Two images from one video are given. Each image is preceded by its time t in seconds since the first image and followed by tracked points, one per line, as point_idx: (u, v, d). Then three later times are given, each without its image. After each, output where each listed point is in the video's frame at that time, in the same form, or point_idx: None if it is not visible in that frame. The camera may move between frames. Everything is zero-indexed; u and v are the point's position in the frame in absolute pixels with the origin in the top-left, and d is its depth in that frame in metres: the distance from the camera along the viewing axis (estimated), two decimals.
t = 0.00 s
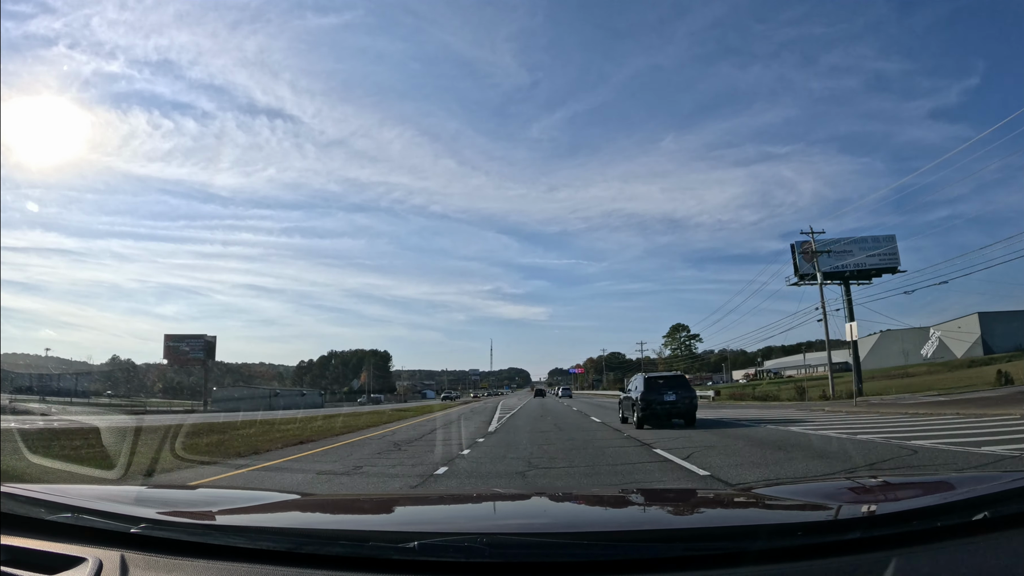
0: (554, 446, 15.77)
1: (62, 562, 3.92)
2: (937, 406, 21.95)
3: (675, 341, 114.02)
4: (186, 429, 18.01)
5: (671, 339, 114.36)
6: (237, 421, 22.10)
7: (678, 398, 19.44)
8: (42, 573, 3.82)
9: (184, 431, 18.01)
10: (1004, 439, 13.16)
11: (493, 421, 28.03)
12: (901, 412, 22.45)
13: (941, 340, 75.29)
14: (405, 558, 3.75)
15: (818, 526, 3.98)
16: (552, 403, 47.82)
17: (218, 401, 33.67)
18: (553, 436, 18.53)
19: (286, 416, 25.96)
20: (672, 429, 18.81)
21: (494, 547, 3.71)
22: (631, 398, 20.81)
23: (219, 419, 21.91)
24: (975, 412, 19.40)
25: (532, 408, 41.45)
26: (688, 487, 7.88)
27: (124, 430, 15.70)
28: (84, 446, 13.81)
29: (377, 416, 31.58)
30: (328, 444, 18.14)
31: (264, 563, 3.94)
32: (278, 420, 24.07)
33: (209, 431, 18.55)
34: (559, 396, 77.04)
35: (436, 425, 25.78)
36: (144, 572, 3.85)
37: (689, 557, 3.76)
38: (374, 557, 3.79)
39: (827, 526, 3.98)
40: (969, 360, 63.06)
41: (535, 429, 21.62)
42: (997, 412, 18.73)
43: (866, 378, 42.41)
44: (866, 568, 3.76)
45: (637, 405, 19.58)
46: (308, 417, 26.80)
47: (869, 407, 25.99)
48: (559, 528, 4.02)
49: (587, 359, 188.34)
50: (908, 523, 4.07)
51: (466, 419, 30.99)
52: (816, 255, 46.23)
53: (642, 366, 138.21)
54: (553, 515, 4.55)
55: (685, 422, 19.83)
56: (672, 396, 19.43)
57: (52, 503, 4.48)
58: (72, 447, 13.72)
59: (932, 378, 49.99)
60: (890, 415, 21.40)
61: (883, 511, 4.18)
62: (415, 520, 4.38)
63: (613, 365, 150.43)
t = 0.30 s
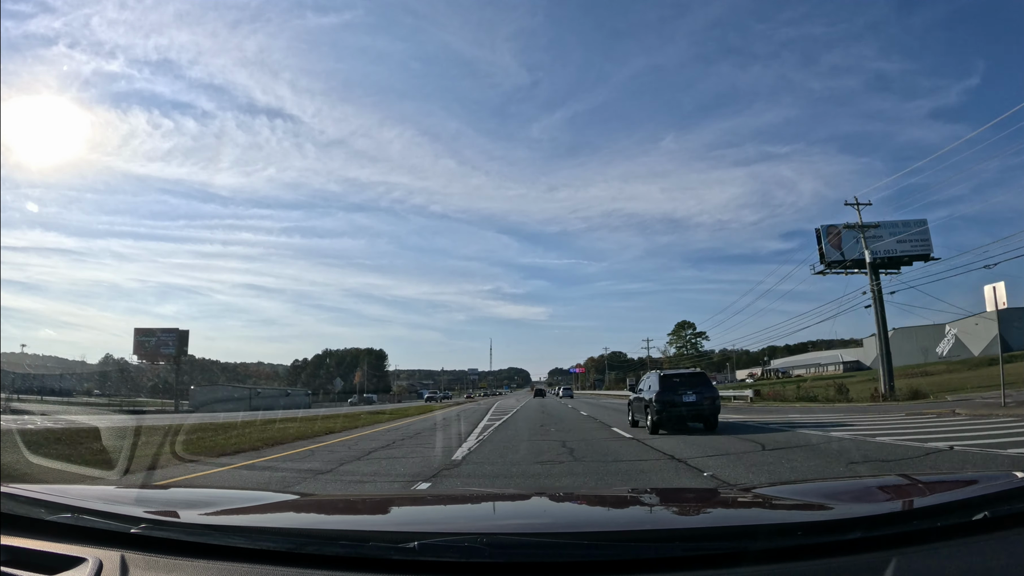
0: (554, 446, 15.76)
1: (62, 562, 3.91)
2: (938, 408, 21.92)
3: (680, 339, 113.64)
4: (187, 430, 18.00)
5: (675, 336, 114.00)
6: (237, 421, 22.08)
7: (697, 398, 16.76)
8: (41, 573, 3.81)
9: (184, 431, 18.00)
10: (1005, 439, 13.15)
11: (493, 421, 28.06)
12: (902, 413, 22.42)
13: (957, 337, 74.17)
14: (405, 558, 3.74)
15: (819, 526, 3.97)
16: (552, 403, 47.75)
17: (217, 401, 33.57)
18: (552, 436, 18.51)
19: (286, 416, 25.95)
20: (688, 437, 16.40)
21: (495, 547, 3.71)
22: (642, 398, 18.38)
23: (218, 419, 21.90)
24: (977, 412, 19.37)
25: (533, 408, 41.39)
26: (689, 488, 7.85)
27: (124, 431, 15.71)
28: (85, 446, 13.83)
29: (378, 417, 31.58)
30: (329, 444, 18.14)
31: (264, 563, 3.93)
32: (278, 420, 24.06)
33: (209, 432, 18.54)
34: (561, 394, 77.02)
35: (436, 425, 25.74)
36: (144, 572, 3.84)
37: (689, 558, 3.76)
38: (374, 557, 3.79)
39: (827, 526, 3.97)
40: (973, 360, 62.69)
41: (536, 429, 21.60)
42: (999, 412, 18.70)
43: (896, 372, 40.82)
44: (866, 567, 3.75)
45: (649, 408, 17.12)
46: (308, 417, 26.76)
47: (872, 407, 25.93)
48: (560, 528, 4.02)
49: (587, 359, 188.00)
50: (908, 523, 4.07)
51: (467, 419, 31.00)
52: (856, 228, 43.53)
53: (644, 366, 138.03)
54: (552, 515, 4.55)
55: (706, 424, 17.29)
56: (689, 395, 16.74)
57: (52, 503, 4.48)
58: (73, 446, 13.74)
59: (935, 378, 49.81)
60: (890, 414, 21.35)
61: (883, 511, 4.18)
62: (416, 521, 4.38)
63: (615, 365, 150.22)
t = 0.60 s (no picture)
0: (554, 446, 15.76)
1: (63, 561, 3.90)
2: (940, 408, 21.87)
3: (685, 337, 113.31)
4: (187, 430, 17.98)
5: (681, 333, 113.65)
6: (236, 421, 22.06)
7: (723, 399, 15.08)
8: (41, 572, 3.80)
9: (185, 432, 17.98)
10: (1004, 440, 13.13)
11: (493, 420, 28.03)
12: (904, 411, 22.38)
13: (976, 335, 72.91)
14: (406, 558, 3.73)
15: (817, 526, 3.97)
16: (552, 404, 47.70)
17: (215, 403, 33.58)
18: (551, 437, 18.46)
19: (285, 416, 25.89)
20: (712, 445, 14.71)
21: (495, 547, 3.70)
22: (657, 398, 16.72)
23: (217, 418, 21.88)
24: (977, 413, 19.33)
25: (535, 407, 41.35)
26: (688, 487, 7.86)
27: (124, 431, 15.73)
28: (84, 445, 13.84)
29: (379, 416, 31.55)
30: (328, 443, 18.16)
31: (264, 563, 3.93)
32: (277, 420, 24.04)
33: (209, 432, 18.56)
34: (564, 394, 76.97)
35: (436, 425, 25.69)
36: (144, 572, 3.83)
37: (689, 557, 3.75)
38: (374, 556, 3.78)
39: (826, 526, 3.97)
40: (978, 359, 62.33)
41: (537, 429, 21.59)
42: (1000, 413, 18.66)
43: (926, 367, 39.35)
44: (866, 567, 3.74)
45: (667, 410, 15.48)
46: (307, 417, 26.69)
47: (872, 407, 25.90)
48: (560, 528, 4.01)
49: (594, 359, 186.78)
50: (907, 523, 4.07)
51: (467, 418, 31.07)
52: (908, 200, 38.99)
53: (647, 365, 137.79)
54: (551, 515, 4.54)
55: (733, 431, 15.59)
56: (715, 396, 15.09)
57: (52, 503, 4.47)
58: (73, 446, 13.74)
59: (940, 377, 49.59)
60: (890, 414, 21.33)
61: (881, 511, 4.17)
62: (418, 520, 4.37)
63: (618, 365, 149.97)
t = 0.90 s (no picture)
0: (554, 446, 15.78)
1: (64, 561, 3.90)
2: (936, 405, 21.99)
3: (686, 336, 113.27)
4: (186, 431, 17.96)
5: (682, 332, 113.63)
6: (235, 421, 22.03)
7: (758, 400, 13.32)
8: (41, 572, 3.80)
9: (184, 432, 17.95)
10: (999, 437, 13.21)
11: (493, 420, 28.07)
12: (901, 408, 22.49)
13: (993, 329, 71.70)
14: (406, 558, 3.73)
15: (817, 526, 3.97)
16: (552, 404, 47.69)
17: (214, 403, 33.55)
18: (549, 437, 18.46)
19: (285, 416, 25.88)
20: (743, 452, 13.08)
21: (496, 547, 3.70)
22: (679, 402, 14.93)
23: (216, 419, 21.87)
24: (971, 408, 19.46)
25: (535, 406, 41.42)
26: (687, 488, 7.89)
27: (124, 432, 15.72)
28: (83, 445, 13.84)
29: (378, 416, 31.58)
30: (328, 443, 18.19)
31: (262, 564, 3.92)
32: (277, 420, 24.03)
33: (210, 433, 18.56)
34: (564, 394, 76.92)
35: (435, 425, 25.73)
36: (144, 572, 3.82)
37: (691, 558, 3.74)
38: (375, 557, 3.78)
39: (826, 526, 3.97)
40: (981, 358, 62.22)
41: (536, 429, 21.63)
42: (996, 409, 18.79)
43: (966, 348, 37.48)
44: (866, 568, 3.74)
45: (693, 414, 13.74)
46: (307, 417, 26.68)
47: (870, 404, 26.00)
48: (560, 528, 4.01)
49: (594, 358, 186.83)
50: (908, 523, 4.07)
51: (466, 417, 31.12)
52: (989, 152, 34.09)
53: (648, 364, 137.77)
54: (551, 515, 4.54)
55: (767, 436, 13.90)
56: (750, 397, 13.29)
57: (52, 503, 4.47)
58: (74, 446, 13.76)
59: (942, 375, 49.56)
60: (888, 413, 21.40)
61: (881, 511, 4.17)
62: (419, 521, 4.37)
63: (619, 364, 149.93)
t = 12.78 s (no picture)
0: (556, 446, 15.56)
1: (62, 561, 3.67)
2: (939, 404, 21.82)
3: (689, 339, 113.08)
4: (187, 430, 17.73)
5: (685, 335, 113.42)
6: (236, 421, 21.77)
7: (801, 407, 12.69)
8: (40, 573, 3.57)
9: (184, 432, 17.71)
10: (1004, 435, 13.02)
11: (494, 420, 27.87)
12: (904, 407, 22.33)
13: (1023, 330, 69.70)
14: (405, 558, 3.50)
15: (818, 524, 3.71)
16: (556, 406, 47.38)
17: (214, 404, 33.19)
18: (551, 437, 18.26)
19: (286, 416, 25.64)
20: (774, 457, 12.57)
21: (494, 546, 3.47)
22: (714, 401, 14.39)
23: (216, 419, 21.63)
24: (976, 406, 19.29)
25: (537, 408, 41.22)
26: (693, 487, 7.68)
27: (123, 432, 15.46)
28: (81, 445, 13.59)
29: (379, 416, 31.38)
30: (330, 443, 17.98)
31: (264, 565, 3.69)
32: (277, 420, 23.75)
33: (212, 433, 18.32)
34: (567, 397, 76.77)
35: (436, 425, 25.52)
36: (145, 572, 3.60)
37: (689, 558, 3.51)
38: (375, 557, 3.55)
39: (825, 524, 3.72)
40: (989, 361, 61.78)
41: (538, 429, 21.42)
42: (1000, 406, 18.61)
43: None
44: (867, 569, 3.49)
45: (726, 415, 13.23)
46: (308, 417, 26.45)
47: (873, 404, 25.83)
48: (560, 527, 3.77)
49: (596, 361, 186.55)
50: (907, 523, 3.81)
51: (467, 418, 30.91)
52: None
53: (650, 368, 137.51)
54: (555, 515, 4.32)
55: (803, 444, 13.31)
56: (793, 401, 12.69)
57: (52, 503, 4.23)
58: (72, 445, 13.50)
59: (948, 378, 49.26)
60: (892, 411, 21.22)
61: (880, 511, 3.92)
62: (424, 520, 4.15)
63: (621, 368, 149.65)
